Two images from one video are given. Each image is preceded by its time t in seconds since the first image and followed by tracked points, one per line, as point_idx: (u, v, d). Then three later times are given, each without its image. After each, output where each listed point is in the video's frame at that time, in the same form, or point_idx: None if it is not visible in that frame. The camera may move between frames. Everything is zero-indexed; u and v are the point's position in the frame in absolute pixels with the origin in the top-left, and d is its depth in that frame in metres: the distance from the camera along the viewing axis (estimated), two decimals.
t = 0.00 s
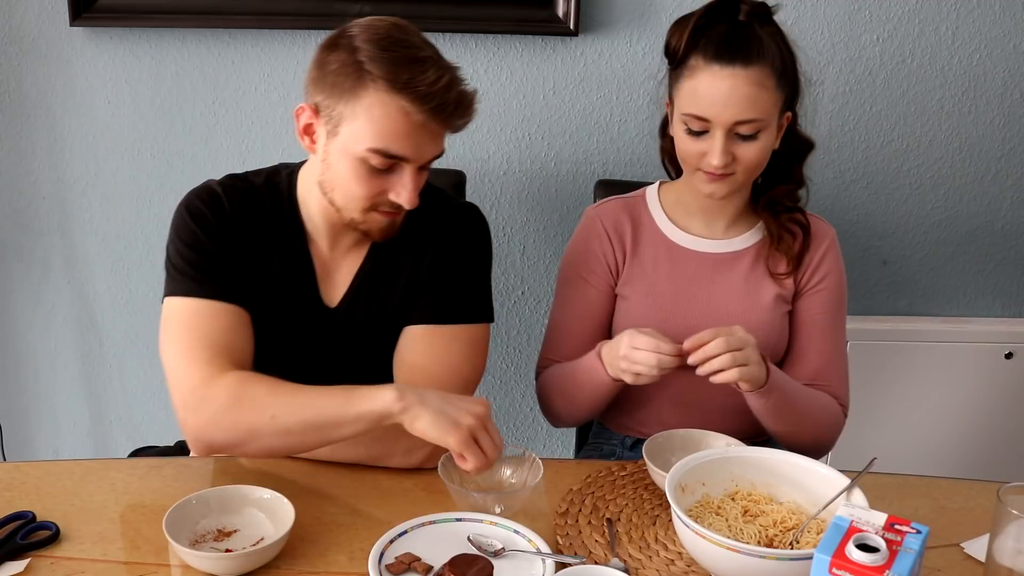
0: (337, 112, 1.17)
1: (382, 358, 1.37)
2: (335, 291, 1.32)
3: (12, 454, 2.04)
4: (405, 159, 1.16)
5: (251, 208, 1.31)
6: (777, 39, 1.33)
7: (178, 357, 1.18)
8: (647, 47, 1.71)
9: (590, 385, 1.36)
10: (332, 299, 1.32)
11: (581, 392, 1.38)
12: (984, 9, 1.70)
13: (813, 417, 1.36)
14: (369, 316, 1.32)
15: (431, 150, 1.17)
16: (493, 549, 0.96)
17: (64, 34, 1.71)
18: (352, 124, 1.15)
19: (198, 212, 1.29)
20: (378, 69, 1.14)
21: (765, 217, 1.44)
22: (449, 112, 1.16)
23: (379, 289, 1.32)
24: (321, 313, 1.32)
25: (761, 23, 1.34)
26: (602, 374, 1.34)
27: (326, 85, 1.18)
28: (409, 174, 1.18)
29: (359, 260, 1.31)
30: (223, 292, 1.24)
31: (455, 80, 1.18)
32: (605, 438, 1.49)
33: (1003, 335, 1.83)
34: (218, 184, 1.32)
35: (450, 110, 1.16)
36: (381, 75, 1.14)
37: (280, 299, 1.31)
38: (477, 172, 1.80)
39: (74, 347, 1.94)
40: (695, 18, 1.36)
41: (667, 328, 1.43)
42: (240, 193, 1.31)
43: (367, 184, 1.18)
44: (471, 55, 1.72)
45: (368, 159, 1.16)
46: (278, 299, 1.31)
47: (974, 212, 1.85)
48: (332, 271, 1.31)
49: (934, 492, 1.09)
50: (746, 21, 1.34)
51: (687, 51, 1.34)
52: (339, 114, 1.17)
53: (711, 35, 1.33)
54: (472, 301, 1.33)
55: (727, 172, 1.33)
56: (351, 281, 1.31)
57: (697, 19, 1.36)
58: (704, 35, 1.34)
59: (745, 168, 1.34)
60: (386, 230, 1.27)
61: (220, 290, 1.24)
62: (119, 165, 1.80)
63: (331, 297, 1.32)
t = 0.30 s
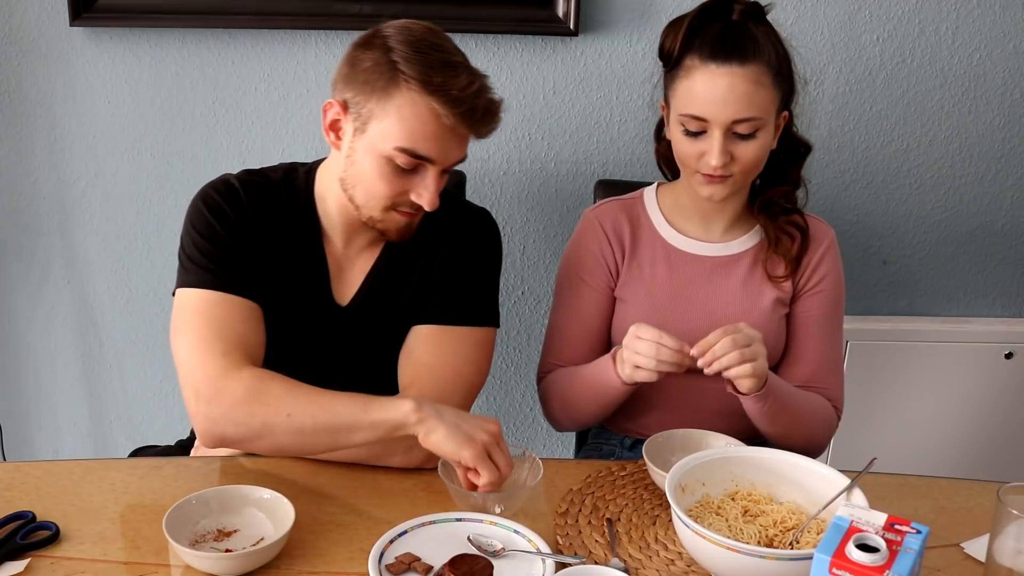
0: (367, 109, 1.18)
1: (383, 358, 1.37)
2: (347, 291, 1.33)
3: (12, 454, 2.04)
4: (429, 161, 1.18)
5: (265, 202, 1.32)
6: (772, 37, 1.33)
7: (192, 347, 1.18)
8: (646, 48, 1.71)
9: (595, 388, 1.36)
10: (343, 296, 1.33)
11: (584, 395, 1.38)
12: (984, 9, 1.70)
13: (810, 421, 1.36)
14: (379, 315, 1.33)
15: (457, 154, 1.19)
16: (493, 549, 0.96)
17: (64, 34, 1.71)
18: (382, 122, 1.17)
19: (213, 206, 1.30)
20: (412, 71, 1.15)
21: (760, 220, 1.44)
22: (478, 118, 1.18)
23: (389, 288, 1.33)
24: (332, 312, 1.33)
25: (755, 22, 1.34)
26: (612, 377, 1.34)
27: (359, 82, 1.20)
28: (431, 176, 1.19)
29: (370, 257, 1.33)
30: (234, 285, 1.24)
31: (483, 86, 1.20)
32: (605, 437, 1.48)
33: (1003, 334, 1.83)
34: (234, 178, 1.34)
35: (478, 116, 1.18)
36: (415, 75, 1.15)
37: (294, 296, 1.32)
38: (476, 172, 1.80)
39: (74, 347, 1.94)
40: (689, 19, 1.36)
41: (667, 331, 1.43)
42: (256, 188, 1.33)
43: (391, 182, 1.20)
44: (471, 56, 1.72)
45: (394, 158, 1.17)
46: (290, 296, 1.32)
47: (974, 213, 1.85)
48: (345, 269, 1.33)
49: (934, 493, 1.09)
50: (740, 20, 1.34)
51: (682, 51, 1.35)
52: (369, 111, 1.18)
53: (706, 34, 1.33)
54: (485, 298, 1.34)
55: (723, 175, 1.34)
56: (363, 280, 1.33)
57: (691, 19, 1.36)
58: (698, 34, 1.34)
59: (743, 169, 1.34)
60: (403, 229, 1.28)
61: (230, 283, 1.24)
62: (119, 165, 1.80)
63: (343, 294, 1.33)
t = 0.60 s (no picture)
0: (371, 108, 1.18)
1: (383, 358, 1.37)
2: (348, 288, 1.33)
3: (12, 454, 2.04)
4: (432, 161, 1.18)
5: (268, 201, 1.32)
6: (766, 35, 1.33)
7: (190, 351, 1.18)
8: (646, 47, 1.71)
9: (597, 387, 1.36)
10: (345, 296, 1.33)
11: (586, 393, 1.38)
12: (984, 9, 1.70)
13: (812, 421, 1.36)
14: (381, 314, 1.33)
15: (459, 155, 1.19)
16: (493, 549, 0.96)
17: (64, 34, 1.71)
18: (385, 122, 1.17)
19: (215, 208, 1.30)
20: (417, 71, 1.15)
21: (760, 218, 1.44)
22: (483, 119, 1.18)
23: (393, 287, 1.33)
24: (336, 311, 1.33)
25: (749, 21, 1.34)
26: (614, 377, 1.34)
27: (365, 81, 1.20)
28: (434, 177, 1.20)
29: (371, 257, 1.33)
30: (237, 286, 1.24)
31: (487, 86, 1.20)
32: (605, 436, 1.48)
33: (1002, 334, 1.83)
34: (236, 180, 1.34)
35: (482, 118, 1.18)
36: (420, 75, 1.15)
37: (298, 295, 1.32)
38: (477, 172, 1.80)
39: (74, 347, 1.94)
40: (683, 19, 1.36)
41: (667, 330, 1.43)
42: (259, 188, 1.33)
43: (393, 181, 1.20)
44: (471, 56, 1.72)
45: (396, 158, 1.18)
46: (294, 296, 1.32)
47: (974, 213, 1.85)
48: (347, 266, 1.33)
49: (934, 493, 1.09)
50: (735, 19, 1.34)
51: (677, 52, 1.35)
52: (373, 110, 1.19)
53: (701, 34, 1.33)
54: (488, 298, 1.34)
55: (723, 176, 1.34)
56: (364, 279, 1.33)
57: (686, 19, 1.36)
58: (694, 35, 1.34)
59: (741, 168, 1.34)
60: (404, 229, 1.29)
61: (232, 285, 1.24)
62: (119, 165, 1.80)
63: (345, 294, 1.33)
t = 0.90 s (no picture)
0: (345, 74, 1.16)
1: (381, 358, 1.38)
2: (336, 272, 1.32)
3: (12, 455, 2.04)
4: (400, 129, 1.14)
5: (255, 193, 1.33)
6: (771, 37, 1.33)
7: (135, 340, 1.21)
8: (646, 48, 1.71)
9: (598, 386, 1.36)
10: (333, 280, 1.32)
11: (588, 394, 1.38)
12: (984, 9, 1.70)
13: (812, 420, 1.36)
14: (372, 308, 1.33)
15: (429, 125, 1.14)
16: (493, 549, 0.96)
17: (64, 34, 1.71)
18: (355, 88, 1.14)
19: (200, 197, 1.31)
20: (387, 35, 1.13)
21: (759, 217, 1.43)
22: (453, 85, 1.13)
23: (387, 279, 1.34)
24: (326, 301, 1.32)
25: (752, 20, 1.35)
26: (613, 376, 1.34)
27: (342, 49, 1.18)
28: (405, 147, 1.15)
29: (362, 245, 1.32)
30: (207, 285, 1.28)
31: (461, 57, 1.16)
32: (605, 436, 1.48)
33: (1002, 335, 1.83)
34: (224, 168, 1.34)
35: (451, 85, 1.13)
36: (389, 40, 1.12)
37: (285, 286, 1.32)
38: (476, 172, 1.80)
39: (74, 347, 1.94)
40: (686, 20, 1.36)
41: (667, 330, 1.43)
42: (246, 183, 1.33)
43: (363, 149, 1.17)
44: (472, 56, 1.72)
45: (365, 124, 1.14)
46: (280, 287, 1.32)
47: (974, 213, 1.85)
48: (337, 254, 1.32)
49: (934, 493, 1.09)
50: (736, 19, 1.35)
51: (681, 55, 1.35)
52: (346, 77, 1.16)
53: (705, 36, 1.33)
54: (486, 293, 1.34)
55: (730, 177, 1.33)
56: (354, 264, 1.32)
57: (688, 20, 1.36)
58: (698, 36, 1.34)
59: (746, 170, 1.34)
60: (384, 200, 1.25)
61: (208, 282, 1.28)
62: (119, 165, 1.80)
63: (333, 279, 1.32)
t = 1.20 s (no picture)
0: (279, 58, 1.28)
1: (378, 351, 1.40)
2: (326, 256, 1.36)
3: (12, 454, 2.04)
4: (322, 89, 1.21)
5: (239, 189, 1.40)
6: (764, 36, 1.33)
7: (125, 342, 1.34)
8: (646, 48, 1.71)
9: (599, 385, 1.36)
10: (323, 262, 1.36)
11: (591, 394, 1.38)
12: (984, 9, 1.70)
13: (813, 421, 1.36)
14: (365, 300, 1.36)
15: (348, 82, 1.21)
16: (493, 549, 0.96)
17: (64, 34, 1.71)
18: (284, 64, 1.25)
19: (185, 198, 1.39)
20: (305, 10, 1.24)
21: (758, 218, 1.43)
22: (365, 44, 1.21)
23: (377, 265, 1.37)
24: (324, 294, 1.35)
25: (748, 22, 1.34)
26: (615, 376, 1.34)
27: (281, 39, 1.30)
28: (330, 107, 1.22)
29: (352, 230, 1.37)
30: (196, 283, 1.38)
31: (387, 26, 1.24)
32: (604, 435, 1.48)
33: (1003, 334, 1.83)
34: (209, 166, 1.41)
35: (364, 41, 1.21)
36: (307, 14, 1.23)
37: (272, 270, 1.35)
38: (477, 172, 1.80)
39: (74, 346, 1.94)
40: (683, 20, 1.36)
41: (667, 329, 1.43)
42: (228, 181, 1.40)
43: (297, 117, 1.24)
44: (471, 56, 1.72)
45: (294, 91, 1.23)
46: (270, 273, 1.35)
47: (974, 213, 1.85)
48: (324, 236, 1.37)
49: (934, 492, 1.09)
50: (732, 21, 1.35)
51: (676, 56, 1.35)
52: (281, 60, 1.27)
53: (699, 36, 1.34)
54: (478, 283, 1.42)
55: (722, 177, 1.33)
56: (344, 248, 1.36)
57: (684, 21, 1.36)
58: (693, 37, 1.34)
59: (740, 172, 1.34)
60: (332, 175, 1.28)
61: (196, 278, 1.38)
62: (119, 165, 1.80)
63: (322, 259, 1.36)
